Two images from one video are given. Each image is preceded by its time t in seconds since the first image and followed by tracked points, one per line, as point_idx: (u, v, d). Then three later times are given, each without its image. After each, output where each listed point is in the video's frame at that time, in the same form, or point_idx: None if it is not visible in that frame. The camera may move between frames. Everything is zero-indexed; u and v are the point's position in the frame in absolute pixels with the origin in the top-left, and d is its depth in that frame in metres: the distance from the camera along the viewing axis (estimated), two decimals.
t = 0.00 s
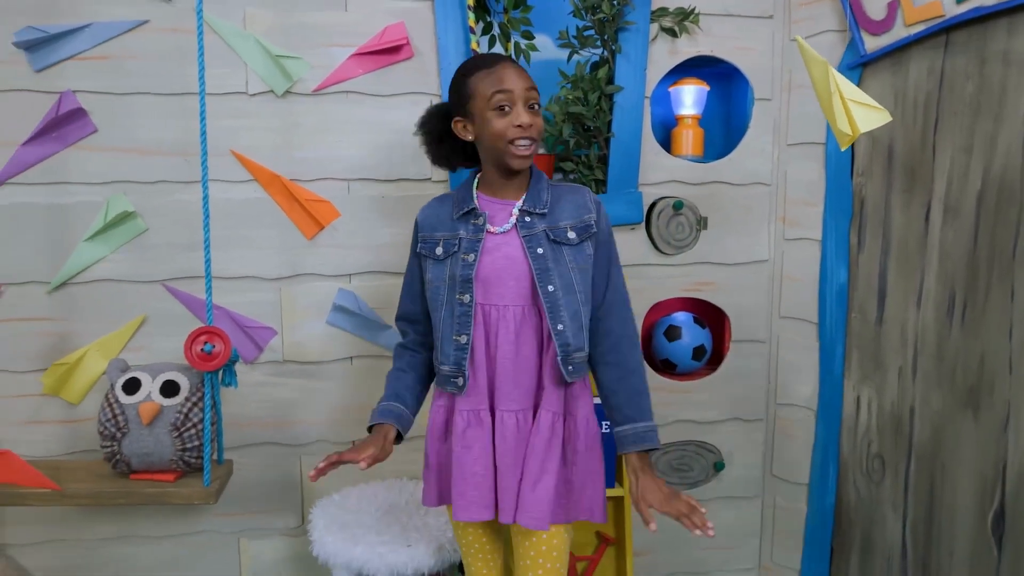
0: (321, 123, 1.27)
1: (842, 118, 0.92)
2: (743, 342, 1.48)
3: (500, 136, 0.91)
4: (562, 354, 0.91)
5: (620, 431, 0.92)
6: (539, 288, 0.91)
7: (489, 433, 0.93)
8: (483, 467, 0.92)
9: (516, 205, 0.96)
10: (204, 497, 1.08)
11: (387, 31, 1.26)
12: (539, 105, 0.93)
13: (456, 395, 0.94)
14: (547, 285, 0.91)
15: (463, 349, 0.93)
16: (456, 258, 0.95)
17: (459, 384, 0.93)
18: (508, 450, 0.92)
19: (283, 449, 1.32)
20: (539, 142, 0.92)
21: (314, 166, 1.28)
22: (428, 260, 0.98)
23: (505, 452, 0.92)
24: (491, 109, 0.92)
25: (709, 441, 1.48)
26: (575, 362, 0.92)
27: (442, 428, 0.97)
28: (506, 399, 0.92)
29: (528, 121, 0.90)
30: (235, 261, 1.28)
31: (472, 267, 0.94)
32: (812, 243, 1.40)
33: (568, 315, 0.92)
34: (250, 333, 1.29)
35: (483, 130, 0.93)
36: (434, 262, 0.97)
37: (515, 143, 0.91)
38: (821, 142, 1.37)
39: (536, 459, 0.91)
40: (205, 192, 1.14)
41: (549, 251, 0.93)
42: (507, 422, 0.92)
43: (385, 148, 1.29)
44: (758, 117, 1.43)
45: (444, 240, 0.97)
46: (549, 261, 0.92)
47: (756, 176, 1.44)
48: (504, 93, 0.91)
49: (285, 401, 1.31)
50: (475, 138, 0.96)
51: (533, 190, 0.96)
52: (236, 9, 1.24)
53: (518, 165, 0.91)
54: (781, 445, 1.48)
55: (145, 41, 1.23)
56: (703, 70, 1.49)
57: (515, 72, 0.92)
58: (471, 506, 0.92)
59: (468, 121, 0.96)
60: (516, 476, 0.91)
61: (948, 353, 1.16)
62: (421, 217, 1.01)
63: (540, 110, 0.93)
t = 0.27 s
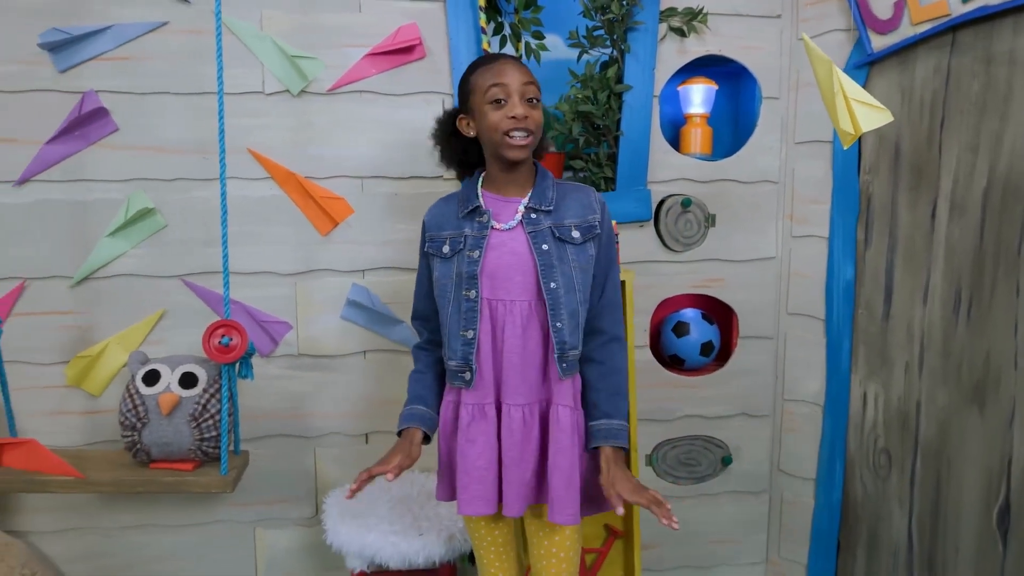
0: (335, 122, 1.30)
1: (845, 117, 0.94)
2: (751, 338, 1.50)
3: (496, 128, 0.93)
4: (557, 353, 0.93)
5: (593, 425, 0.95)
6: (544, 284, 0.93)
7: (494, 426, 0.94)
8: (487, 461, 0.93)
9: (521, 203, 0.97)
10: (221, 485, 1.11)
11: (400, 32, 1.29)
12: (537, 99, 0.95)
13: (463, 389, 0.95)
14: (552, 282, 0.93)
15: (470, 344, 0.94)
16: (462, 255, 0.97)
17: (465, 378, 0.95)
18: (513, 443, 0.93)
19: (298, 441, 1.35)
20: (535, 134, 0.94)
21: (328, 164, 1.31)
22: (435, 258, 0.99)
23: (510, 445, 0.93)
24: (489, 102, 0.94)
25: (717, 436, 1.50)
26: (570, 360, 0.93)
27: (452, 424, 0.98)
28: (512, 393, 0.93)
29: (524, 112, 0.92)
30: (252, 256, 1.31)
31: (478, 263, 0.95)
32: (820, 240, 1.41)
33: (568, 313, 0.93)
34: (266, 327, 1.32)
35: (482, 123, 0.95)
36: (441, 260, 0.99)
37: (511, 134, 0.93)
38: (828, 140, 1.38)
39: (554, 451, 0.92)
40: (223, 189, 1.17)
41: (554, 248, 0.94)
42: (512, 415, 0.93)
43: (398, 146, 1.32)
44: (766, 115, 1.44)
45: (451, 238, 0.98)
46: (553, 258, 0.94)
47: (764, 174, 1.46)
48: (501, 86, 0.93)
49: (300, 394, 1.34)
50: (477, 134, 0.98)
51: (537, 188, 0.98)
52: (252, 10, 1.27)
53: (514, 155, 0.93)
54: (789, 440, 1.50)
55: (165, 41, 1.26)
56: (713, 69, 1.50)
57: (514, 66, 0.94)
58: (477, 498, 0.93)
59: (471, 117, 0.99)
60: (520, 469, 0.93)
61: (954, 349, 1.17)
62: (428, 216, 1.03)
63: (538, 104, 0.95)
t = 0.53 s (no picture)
0: (346, 123, 1.32)
1: (848, 114, 0.95)
2: (758, 335, 1.51)
3: (490, 113, 0.94)
4: (560, 353, 0.95)
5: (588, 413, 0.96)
6: (547, 285, 0.94)
7: (498, 422, 0.96)
8: (491, 456, 0.95)
9: (525, 202, 0.98)
10: (236, 479, 1.13)
11: (410, 33, 1.31)
12: (533, 87, 0.95)
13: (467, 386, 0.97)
14: (555, 283, 0.94)
15: (475, 342, 0.95)
16: (468, 253, 0.98)
17: (469, 375, 0.96)
18: (516, 440, 0.94)
19: (310, 436, 1.37)
20: (530, 117, 0.93)
21: (340, 164, 1.33)
22: (441, 254, 1.00)
23: (512, 441, 0.94)
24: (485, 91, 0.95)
25: (724, 432, 1.51)
26: (573, 359, 0.95)
27: (457, 419, 1.01)
28: (515, 391, 0.95)
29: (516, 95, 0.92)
30: (265, 255, 1.33)
31: (483, 262, 0.96)
32: (826, 238, 1.42)
33: (571, 315, 0.95)
34: (280, 325, 1.34)
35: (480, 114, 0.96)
36: (446, 257, 1.00)
37: (504, 116, 0.93)
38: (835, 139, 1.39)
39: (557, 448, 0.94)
40: (238, 189, 1.19)
41: (557, 249, 0.96)
42: (515, 413, 0.94)
43: (408, 146, 1.33)
44: (773, 114, 1.46)
45: (457, 235, 0.99)
46: (557, 259, 0.95)
47: (771, 172, 1.47)
48: (495, 75, 0.95)
49: (312, 390, 1.36)
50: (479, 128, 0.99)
51: (542, 186, 0.99)
52: (265, 12, 1.29)
53: (508, 135, 0.92)
54: (795, 436, 1.51)
55: (180, 43, 1.28)
56: (720, 68, 1.52)
57: (509, 59, 0.96)
58: (481, 493, 0.94)
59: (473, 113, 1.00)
60: (522, 465, 0.94)
61: (959, 346, 1.18)
62: (434, 212, 1.03)
63: (534, 91, 0.95)
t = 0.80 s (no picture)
0: (356, 122, 1.34)
1: (849, 111, 0.97)
2: (763, 331, 1.52)
3: (490, 116, 0.94)
4: (556, 348, 0.96)
5: (600, 381, 0.96)
6: (542, 281, 0.96)
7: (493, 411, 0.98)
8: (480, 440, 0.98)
9: (526, 197, 0.99)
10: (248, 472, 1.15)
11: (419, 34, 1.32)
12: (534, 87, 0.94)
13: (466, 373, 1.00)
14: (550, 279, 0.96)
15: (473, 332, 0.98)
16: (470, 244, 1.00)
17: (466, 363, 0.98)
18: (507, 431, 0.96)
19: (321, 431, 1.39)
20: (528, 121, 0.94)
21: (350, 163, 1.35)
22: (444, 244, 1.02)
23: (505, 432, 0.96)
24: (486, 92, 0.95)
25: (730, 427, 1.52)
26: (570, 353, 0.97)
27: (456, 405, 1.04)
28: (511, 383, 0.97)
29: (515, 99, 0.92)
30: (277, 253, 1.36)
31: (484, 254, 0.98)
32: (832, 234, 1.43)
33: (567, 310, 0.96)
34: (291, 321, 1.36)
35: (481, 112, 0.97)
36: (449, 246, 1.02)
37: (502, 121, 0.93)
38: (839, 136, 1.40)
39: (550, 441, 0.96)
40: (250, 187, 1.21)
41: (554, 245, 0.97)
42: (509, 405, 0.96)
43: (417, 145, 1.35)
44: (778, 112, 1.46)
45: (460, 225, 1.01)
46: (553, 255, 0.96)
47: (776, 169, 1.48)
48: (496, 76, 0.94)
49: (323, 385, 1.38)
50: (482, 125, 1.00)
51: (543, 181, 1.00)
52: (276, 14, 1.31)
53: (506, 140, 0.94)
54: (801, 431, 1.52)
55: (192, 45, 1.31)
56: (726, 66, 1.53)
57: (511, 58, 0.95)
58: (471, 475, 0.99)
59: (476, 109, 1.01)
60: (514, 455, 0.96)
61: (963, 341, 1.19)
62: (439, 200, 1.05)
63: (534, 92, 0.95)
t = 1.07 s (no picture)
0: (362, 120, 1.36)
1: (848, 109, 0.98)
2: (766, 328, 1.53)
3: (494, 117, 0.96)
4: (558, 340, 0.97)
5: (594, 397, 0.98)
6: (545, 273, 0.97)
7: (497, 403, 1.00)
8: (489, 434, 0.99)
9: (529, 190, 1.01)
10: (255, 464, 1.17)
11: (424, 33, 1.34)
12: (539, 89, 0.96)
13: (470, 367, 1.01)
14: (553, 271, 0.97)
15: (478, 324, 0.99)
16: (473, 238, 1.01)
17: (472, 356, 0.99)
18: (514, 421, 0.98)
19: (327, 425, 1.40)
20: (532, 124, 0.96)
21: (356, 160, 1.36)
22: (449, 239, 1.03)
23: (510, 421, 0.98)
24: (491, 92, 0.97)
25: (733, 423, 1.53)
26: (573, 345, 0.98)
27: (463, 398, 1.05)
28: (515, 374, 0.98)
29: (519, 103, 0.94)
30: (284, 249, 1.37)
31: (487, 247, 0.99)
32: (834, 232, 1.44)
33: (569, 302, 0.98)
34: (298, 317, 1.38)
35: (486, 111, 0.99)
36: (453, 241, 1.03)
37: (506, 124, 0.96)
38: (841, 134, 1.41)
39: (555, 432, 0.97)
40: (258, 184, 1.23)
41: (557, 237, 0.98)
42: (514, 395, 0.98)
43: (423, 142, 1.37)
44: (781, 110, 1.47)
45: (464, 220, 1.02)
46: (556, 247, 0.98)
47: (779, 167, 1.48)
48: (501, 77, 0.96)
49: (329, 380, 1.40)
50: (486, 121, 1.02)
51: (546, 174, 1.01)
52: (283, 13, 1.33)
53: (509, 143, 0.97)
54: (803, 427, 1.53)
55: (201, 43, 1.32)
56: (730, 64, 1.53)
57: (516, 58, 0.96)
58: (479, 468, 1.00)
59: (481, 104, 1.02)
60: (520, 445, 0.98)
61: (964, 337, 1.20)
62: (443, 195, 1.06)
63: (539, 93, 0.96)
